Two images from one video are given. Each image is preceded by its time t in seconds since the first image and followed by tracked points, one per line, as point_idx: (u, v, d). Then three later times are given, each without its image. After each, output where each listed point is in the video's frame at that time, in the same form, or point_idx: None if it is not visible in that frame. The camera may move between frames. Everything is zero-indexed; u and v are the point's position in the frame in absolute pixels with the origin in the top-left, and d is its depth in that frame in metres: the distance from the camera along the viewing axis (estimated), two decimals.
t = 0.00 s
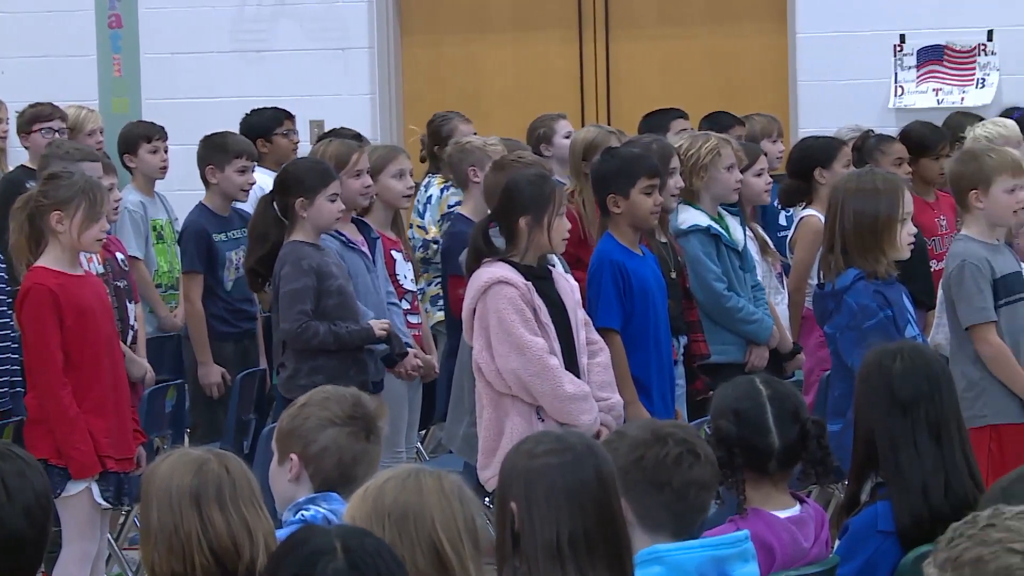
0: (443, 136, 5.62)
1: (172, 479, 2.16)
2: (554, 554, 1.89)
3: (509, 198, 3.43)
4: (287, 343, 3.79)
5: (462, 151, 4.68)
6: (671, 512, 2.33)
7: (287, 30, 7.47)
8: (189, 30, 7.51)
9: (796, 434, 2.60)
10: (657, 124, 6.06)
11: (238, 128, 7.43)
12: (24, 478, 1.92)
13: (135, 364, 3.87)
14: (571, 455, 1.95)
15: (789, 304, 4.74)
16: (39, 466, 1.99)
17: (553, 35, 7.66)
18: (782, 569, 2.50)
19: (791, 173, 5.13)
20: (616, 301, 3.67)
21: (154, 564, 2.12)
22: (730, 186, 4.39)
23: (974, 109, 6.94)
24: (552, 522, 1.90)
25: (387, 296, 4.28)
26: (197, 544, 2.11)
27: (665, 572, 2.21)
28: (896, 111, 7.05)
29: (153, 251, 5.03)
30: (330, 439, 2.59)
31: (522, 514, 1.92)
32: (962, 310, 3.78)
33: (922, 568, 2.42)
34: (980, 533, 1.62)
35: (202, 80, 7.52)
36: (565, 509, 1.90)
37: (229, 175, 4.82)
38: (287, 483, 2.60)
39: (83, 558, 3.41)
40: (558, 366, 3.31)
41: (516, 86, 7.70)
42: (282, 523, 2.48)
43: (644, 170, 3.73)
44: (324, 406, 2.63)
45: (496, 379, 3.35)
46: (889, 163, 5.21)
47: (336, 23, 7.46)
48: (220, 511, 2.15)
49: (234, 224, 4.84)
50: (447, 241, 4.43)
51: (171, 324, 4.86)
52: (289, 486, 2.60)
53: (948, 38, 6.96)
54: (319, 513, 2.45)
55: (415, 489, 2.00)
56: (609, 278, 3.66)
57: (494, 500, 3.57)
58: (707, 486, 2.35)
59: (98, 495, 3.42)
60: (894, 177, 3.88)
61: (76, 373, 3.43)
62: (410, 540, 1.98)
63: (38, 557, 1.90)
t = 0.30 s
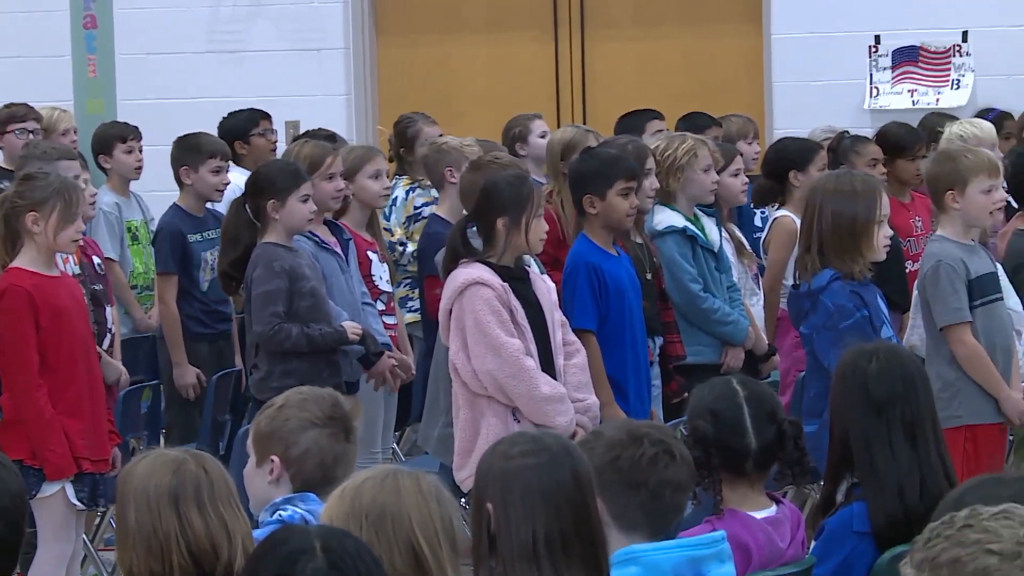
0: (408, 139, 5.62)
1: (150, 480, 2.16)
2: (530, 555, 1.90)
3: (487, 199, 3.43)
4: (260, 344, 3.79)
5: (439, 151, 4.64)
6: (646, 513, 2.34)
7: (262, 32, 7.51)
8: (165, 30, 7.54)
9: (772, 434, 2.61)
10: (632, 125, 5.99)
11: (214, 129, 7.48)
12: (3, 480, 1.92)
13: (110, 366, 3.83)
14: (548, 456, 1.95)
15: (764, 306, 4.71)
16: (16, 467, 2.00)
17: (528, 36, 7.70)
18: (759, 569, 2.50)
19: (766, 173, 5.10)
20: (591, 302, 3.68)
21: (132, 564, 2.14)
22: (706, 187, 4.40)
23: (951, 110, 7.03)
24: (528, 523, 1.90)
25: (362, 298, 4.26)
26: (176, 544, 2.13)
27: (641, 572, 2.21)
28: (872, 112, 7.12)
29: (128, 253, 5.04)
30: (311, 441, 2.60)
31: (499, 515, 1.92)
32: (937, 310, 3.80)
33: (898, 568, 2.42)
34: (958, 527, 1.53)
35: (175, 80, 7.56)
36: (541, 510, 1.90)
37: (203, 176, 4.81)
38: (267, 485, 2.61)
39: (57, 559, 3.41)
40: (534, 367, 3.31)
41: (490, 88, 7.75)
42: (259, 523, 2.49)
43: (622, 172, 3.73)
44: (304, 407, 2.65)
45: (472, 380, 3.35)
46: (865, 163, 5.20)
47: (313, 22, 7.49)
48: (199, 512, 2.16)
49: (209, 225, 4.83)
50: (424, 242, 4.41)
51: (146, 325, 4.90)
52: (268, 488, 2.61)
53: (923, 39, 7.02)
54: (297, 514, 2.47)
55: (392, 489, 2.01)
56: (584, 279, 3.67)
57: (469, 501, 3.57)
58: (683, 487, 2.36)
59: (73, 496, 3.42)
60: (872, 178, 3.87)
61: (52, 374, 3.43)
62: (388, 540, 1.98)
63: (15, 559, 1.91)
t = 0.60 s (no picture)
0: (375, 142, 5.60)
1: (128, 482, 2.18)
2: (506, 555, 1.90)
3: (464, 199, 3.43)
4: (235, 345, 3.79)
5: (418, 154, 4.67)
6: (622, 513, 2.34)
7: (239, 31, 7.52)
8: (140, 32, 7.58)
9: (750, 435, 2.62)
10: (608, 125, 6.00)
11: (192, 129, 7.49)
12: None
13: (86, 371, 3.88)
14: (524, 457, 1.96)
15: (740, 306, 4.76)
16: None
17: (503, 36, 7.73)
18: (736, 569, 2.51)
19: (744, 173, 5.14)
20: (568, 303, 3.69)
21: (110, 564, 2.15)
22: (684, 188, 4.39)
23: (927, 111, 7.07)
24: (505, 522, 1.90)
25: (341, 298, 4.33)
26: (154, 544, 2.14)
27: (618, 573, 2.21)
28: (848, 113, 7.16)
29: (105, 254, 5.06)
30: (289, 443, 2.60)
31: (475, 515, 1.92)
32: (915, 310, 3.82)
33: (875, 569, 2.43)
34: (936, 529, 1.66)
35: (153, 80, 7.58)
36: (517, 510, 1.90)
37: (179, 175, 4.82)
38: (244, 487, 2.61)
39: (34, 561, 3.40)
40: (512, 367, 3.31)
41: (468, 90, 7.80)
42: (236, 524, 2.50)
43: (600, 173, 3.73)
44: (280, 408, 2.65)
45: (449, 380, 3.35)
46: (839, 165, 5.18)
47: (288, 23, 7.50)
48: (176, 513, 2.17)
49: (186, 224, 4.83)
50: (402, 243, 4.40)
51: (123, 326, 4.91)
52: (245, 490, 2.61)
53: (899, 40, 7.06)
54: (273, 515, 2.48)
55: (369, 489, 2.08)
56: (561, 279, 3.68)
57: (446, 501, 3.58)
58: (659, 487, 2.37)
59: (49, 496, 3.41)
60: (846, 179, 3.88)
61: (29, 375, 3.42)
62: (364, 540, 2.05)
63: None
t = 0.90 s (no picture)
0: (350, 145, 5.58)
1: (108, 483, 2.18)
2: (486, 555, 1.90)
3: (443, 200, 3.43)
4: (215, 345, 3.79)
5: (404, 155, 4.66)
6: (602, 514, 2.36)
7: (219, 31, 7.52)
8: (119, 33, 7.55)
9: (731, 435, 2.63)
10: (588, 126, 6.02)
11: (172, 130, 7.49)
12: None
13: (65, 370, 3.83)
14: (503, 457, 1.96)
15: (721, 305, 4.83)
16: None
17: (482, 37, 7.75)
18: (716, 569, 2.52)
19: (725, 173, 5.15)
20: (549, 303, 3.70)
21: (91, 564, 2.16)
22: (664, 188, 4.40)
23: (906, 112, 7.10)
24: (484, 521, 1.91)
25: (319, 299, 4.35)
26: (134, 545, 2.15)
27: (598, 572, 2.22)
28: (828, 113, 7.21)
29: (83, 253, 5.20)
30: (268, 444, 2.61)
31: (455, 516, 1.92)
32: (896, 310, 3.82)
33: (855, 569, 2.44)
34: (918, 529, 1.69)
35: (133, 81, 7.57)
36: (497, 510, 1.91)
37: (159, 176, 4.80)
38: (223, 489, 2.62)
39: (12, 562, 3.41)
40: (491, 368, 3.31)
41: (448, 88, 7.81)
42: (215, 525, 2.50)
43: (580, 174, 3.76)
44: (257, 410, 2.64)
45: (429, 381, 3.35)
46: (819, 165, 5.23)
47: (268, 24, 7.53)
48: (157, 513, 2.18)
49: (166, 225, 4.84)
50: (381, 244, 4.41)
51: (103, 325, 5.02)
52: (224, 492, 2.62)
53: (880, 41, 7.12)
54: (252, 514, 2.48)
55: (348, 490, 2.11)
56: (541, 279, 3.69)
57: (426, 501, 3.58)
58: (638, 488, 2.38)
59: (26, 496, 3.42)
60: (825, 179, 3.88)
61: (7, 374, 3.42)
62: (343, 539, 2.08)
63: None
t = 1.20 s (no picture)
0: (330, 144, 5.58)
1: (89, 484, 2.18)
2: (468, 557, 1.90)
3: (422, 200, 3.43)
4: (196, 346, 3.79)
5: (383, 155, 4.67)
6: (583, 514, 2.37)
7: (199, 31, 7.53)
8: (101, 34, 7.57)
9: (714, 435, 2.64)
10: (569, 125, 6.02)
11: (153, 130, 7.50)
12: None
13: (46, 370, 3.87)
14: (484, 458, 1.96)
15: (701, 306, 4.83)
16: None
17: (461, 37, 7.74)
18: (697, 570, 2.52)
19: (707, 175, 5.13)
20: (531, 302, 3.71)
21: (71, 565, 2.15)
22: (646, 189, 4.40)
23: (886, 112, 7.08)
24: (466, 523, 1.90)
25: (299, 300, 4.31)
26: (115, 546, 2.15)
27: (579, 573, 2.22)
28: (809, 114, 7.15)
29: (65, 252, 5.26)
30: (237, 444, 2.60)
31: (436, 517, 1.92)
32: (878, 310, 3.83)
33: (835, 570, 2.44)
34: (896, 531, 1.71)
35: (114, 81, 7.58)
36: (477, 509, 1.91)
37: (142, 177, 4.82)
38: (194, 490, 2.62)
39: None
40: (471, 368, 3.32)
41: (428, 89, 7.80)
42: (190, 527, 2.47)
43: (560, 174, 3.76)
44: (227, 410, 2.64)
45: (409, 382, 3.35)
46: (800, 164, 5.23)
47: (249, 25, 7.51)
48: (139, 515, 2.18)
49: (148, 226, 4.81)
50: (361, 245, 4.41)
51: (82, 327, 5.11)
52: (196, 493, 2.62)
53: (860, 42, 7.08)
54: (227, 517, 2.44)
55: (334, 490, 2.10)
56: (523, 279, 3.70)
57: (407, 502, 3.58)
58: (618, 487, 2.40)
59: (6, 498, 3.40)
60: (805, 179, 3.89)
61: None
62: (329, 540, 2.07)
63: None
